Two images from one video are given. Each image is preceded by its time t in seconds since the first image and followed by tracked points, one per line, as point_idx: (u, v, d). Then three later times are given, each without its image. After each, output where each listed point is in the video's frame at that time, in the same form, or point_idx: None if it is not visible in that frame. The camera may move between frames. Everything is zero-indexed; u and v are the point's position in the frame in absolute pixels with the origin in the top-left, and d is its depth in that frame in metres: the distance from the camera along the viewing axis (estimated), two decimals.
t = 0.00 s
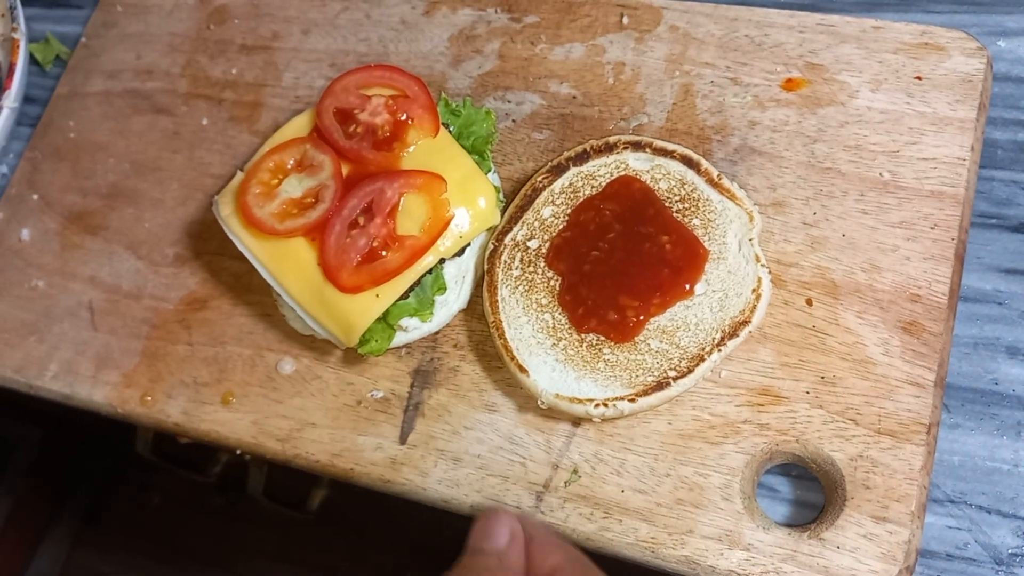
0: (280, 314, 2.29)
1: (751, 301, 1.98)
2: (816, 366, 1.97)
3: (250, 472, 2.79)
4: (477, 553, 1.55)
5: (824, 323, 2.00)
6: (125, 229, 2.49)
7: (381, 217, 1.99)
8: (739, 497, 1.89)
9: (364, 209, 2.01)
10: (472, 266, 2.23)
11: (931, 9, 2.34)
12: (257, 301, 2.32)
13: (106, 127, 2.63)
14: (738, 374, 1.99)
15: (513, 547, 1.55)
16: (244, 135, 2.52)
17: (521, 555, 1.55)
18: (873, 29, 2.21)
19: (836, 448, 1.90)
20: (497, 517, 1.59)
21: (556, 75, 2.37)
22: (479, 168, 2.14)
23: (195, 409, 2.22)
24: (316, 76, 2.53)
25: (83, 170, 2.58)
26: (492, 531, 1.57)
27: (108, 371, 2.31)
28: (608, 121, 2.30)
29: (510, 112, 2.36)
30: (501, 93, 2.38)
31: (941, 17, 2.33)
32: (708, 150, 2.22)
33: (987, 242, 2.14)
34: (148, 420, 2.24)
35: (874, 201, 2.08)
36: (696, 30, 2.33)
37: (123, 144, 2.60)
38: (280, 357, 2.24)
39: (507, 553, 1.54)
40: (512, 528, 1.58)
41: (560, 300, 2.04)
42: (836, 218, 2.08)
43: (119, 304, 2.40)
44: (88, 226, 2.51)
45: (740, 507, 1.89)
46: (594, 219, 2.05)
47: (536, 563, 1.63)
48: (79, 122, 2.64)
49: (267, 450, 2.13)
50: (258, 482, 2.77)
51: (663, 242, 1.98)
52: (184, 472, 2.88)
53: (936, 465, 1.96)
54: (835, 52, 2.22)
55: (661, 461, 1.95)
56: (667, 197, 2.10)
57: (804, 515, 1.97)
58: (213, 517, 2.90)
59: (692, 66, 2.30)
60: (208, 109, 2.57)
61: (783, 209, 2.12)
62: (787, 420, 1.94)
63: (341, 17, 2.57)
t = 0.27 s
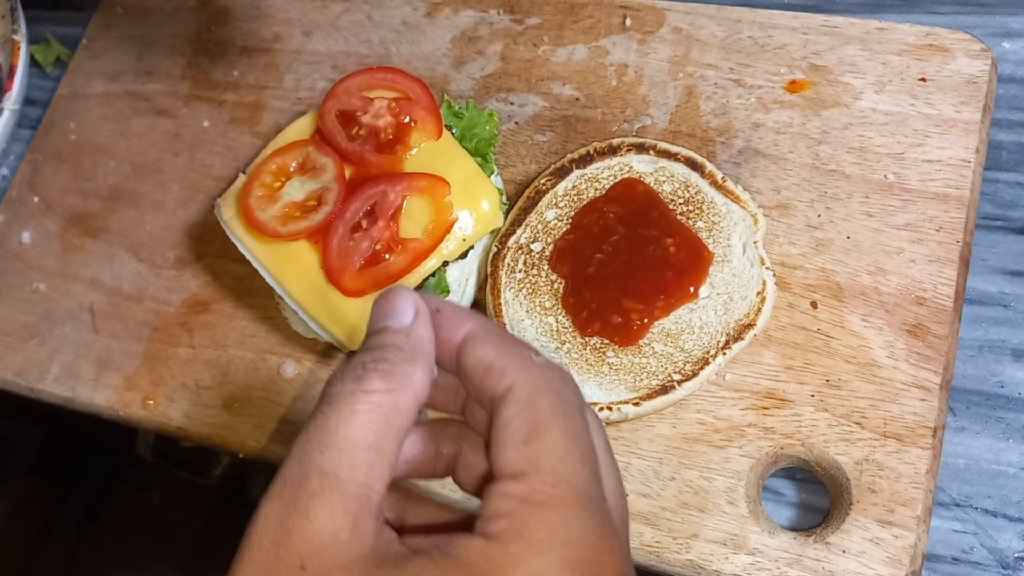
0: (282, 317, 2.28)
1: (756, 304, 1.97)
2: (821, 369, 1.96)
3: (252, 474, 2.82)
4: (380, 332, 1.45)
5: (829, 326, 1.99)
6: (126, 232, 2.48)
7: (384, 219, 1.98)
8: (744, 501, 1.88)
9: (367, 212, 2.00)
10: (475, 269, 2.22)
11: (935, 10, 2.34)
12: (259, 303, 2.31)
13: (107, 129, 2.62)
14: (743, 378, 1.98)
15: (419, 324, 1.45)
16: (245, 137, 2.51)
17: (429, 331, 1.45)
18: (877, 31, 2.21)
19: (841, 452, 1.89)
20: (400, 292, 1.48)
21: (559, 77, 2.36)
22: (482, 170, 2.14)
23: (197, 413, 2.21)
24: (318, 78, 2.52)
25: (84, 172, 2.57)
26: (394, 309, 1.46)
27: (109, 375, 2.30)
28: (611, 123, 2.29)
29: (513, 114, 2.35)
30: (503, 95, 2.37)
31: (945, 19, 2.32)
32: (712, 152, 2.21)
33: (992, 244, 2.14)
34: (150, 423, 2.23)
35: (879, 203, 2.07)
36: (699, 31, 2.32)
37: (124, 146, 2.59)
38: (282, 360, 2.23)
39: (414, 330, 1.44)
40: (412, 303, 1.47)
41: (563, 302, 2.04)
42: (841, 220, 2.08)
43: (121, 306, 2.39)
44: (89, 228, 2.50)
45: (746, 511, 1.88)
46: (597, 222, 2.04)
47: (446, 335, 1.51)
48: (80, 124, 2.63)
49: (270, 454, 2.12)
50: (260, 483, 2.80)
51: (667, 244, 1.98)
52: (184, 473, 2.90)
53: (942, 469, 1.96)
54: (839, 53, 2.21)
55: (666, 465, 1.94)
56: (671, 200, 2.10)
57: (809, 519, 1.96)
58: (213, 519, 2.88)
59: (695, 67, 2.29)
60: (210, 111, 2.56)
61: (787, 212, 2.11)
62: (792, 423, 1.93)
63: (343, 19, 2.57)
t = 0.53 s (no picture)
0: (282, 321, 2.27)
1: (758, 308, 1.96)
2: (823, 374, 1.95)
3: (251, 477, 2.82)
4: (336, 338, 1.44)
5: (831, 330, 1.99)
6: (126, 235, 2.47)
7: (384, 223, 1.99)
8: (746, 506, 1.88)
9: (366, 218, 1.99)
10: (476, 272, 2.22)
11: (937, 13, 2.33)
12: (260, 308, 2.30)
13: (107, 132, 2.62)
14: (745, 382, 1.97)
15: (373, 328, 1.44)
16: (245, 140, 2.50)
17: (383, 336, 1.43)
18: (879, 33, 2.20)
19: (844, 457, 1.89)
20: (354, 302, 1.47)
21: (560, 80, 2.35)
22: (483, 174, 2.13)
23: (197, 418, 2.21)
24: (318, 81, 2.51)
25: (83, 176, 2.57)
26: (350, 315, 1.45)
27: (109, 379, 2.30)
28: (611, 126, 2.29)
29: (513, 118, 2.35)
30: (504, 98, 2.37)
31: (947, 21, 2.32)
32: (713, 156, 2.21)
33: (994, 247, 2.13)
34: (150, 428, 2.23)
35: (881, 207, 2.07)
36: (701, 34, 2.31)
37: (123, 150, 2.58)
38: (282, 365, 2.22)
39: (368, 332, 1.43)
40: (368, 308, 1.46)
41: (564, 307, 2.03)
42: (842, 224, 2.07)
43: (120, 311, 2.38)
44: (89, 232, 2.49)
45: (748, 516, 1.87)
46: (598, 226, 2.03)
47: (401, 333, 1.47)
48: (79, 128, 2.63)
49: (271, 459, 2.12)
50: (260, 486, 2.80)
51: (669, 247, 1.97)
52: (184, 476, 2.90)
53: (944, 473, 1.95)
54: (841, 56, 2.20)
55: (668, 469, 1.93)
56: (672, 204, 2.09)
57: (811, 523, 1.96)
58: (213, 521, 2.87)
59: (696, 70, 2.28)
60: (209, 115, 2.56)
61: (789, 215, 2.10)
62: (794, 428, 1.92)
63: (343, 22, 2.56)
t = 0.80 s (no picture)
0: (280, 326, 2.26)
1: (756, 314, 1.96)
2: (821, 380, 1.95)
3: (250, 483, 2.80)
4: (339, 399, 1.56)
5: (830, 336, 1.98)
6: (124, 242, 2.47)
7: (383, 229, 1.98)
8: (744, 512, 1.87)
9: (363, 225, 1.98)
10: (474, 278, 2.21)
11: (935, 18, 2.33)
12: (257, 313, 2.30)
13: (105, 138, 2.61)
14: (743, 388, 1.97)
15: (375, 388, 1.56)
16: (243, 146, 2.50)
17: (384, 397, 1.56)
18: (876, 38, 2.20)
19: (842, 463, 1.88)
20: (357, 360, 1.59)
21: (558, 85, 2.35)
22: (481, 180, 2.13)
23: (195, 424, 2.20)
24: (316, 86, 2.51)
25: (81, 182, 2.57)
26: (353, 374, 1.57)
27: (107, 386, 2.29)
28: (610, 131, 2.29)
29: (511, 123, 2.35)
30: (502, 103, 2.37)
31: (944, 26, 2.32)
32: (711, 161, 2.20)
33: (992, 253, 2.13)
34: (148, 435, 2.22)
35: (879, 212, 2.07)
36: (698, 39, 2.31)
37: (121, 155, 2.58)
38: (280, 370, 2.22)
39: (369, 394, 1.56)
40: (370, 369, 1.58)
41: (562, 313, 2.03)
42: (840, 229, 2.07)
43: (118, 317, 2.38)
44: (86, 238, 2.49)
45: (746, 522, 1.87)
46: (596, 231, 2.03)
47: (403, 396, 1.67)
48: (77, 133, 2.62)
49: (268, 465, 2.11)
50: (258, 491, 2.79)
51: (667, 253, 1.96)
52: (184, 480, 2.89)
53: (943, 479, 1.95)
54: (839, 61, 2.20)
55: (666, 475, 1.93)
56: (671, 209, 2.08)
57: (810, 529, 1.95)
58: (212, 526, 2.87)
59: (694, 75, 2.28)
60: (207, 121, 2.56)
61: (787, 220, 2.10)
62: (793, 434, 1.92)
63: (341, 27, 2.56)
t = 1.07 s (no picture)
0: (281, 330, 2.28)
1: (755, 318, 1.98)
2: (820, 383, 1.96)
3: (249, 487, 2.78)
4: (351, 455, 1.67)
5: (828, 339, 2.00)
6: (126, 246, 2.48)
7: (383, 234, 1.99)
8: (743, 514, 1.88)
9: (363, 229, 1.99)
10: (475, 282, 2.23)
11: (932, 23, 2.35)
12: (259, 317, 2.31)
13: (106, 142, 2.63)
14: (742, 392, 1.98)
15: (383, 445, 1.68)
16: (244, 150, 2.51)
17: (392, 452, 1.67)
18: (874, 44, 2.22)
19: (841, 466, 1.89)
20: (369, 417, 1.71)
21: (558, 90, 2.37)
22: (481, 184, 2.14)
23: (197, 427, 2.21)
24: (318, 91, 2.52)
25: (83, 186, 2.58)
26: (364, 433, 1.69)
27: (109, 389, 2.30)
28: (609, 136, 2.30)
29: (512, 127, 2.36)
30: (502, 108, 2.38)
31: (942, 31, 2.33)
32: (710, 165, 2.21)
33: (990, 257, 2.14)
34: (150, 438, 2.23)
35: (877, 216, 2.08)
36: (697, 45, 2.33)
37: (123, 160, 2.59)
38: (282, 374, 2.23)
39: (377, 450, 1.67)
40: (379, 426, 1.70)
41: (562, 316, 2.04)
42: (839, 233, 2.08)
43: (120, 321, 2.39)
44: (89, 242, 2.50)
45: (745, 525, 1.88)
46: (596, 236, 2.05)
47: (412, 451, 1.75)
48: (79, 138, 2.64)
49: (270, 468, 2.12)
50: (257, 495, 2.76)
51: (666, 258, 1.98)
52: (184, 484, 2.87)
53: (941, 481, 1.96)
54: (837, 66, 2.22)
55: (666, 478, 1.94)
56: (670, 214, 2.10)
57: (809, 532, 1.96)
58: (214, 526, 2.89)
59: (693, 80, 2.30)
60: (209, 125, 2.57)
61: (786, 224, 2.11)
62: (792, 437, 1.93)
63: (342, 33, 2.57)
